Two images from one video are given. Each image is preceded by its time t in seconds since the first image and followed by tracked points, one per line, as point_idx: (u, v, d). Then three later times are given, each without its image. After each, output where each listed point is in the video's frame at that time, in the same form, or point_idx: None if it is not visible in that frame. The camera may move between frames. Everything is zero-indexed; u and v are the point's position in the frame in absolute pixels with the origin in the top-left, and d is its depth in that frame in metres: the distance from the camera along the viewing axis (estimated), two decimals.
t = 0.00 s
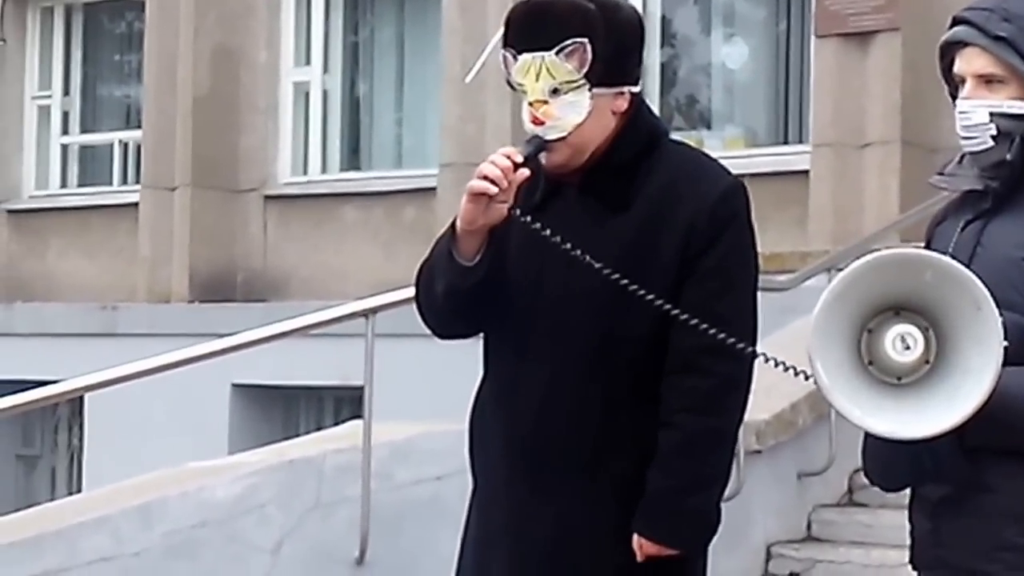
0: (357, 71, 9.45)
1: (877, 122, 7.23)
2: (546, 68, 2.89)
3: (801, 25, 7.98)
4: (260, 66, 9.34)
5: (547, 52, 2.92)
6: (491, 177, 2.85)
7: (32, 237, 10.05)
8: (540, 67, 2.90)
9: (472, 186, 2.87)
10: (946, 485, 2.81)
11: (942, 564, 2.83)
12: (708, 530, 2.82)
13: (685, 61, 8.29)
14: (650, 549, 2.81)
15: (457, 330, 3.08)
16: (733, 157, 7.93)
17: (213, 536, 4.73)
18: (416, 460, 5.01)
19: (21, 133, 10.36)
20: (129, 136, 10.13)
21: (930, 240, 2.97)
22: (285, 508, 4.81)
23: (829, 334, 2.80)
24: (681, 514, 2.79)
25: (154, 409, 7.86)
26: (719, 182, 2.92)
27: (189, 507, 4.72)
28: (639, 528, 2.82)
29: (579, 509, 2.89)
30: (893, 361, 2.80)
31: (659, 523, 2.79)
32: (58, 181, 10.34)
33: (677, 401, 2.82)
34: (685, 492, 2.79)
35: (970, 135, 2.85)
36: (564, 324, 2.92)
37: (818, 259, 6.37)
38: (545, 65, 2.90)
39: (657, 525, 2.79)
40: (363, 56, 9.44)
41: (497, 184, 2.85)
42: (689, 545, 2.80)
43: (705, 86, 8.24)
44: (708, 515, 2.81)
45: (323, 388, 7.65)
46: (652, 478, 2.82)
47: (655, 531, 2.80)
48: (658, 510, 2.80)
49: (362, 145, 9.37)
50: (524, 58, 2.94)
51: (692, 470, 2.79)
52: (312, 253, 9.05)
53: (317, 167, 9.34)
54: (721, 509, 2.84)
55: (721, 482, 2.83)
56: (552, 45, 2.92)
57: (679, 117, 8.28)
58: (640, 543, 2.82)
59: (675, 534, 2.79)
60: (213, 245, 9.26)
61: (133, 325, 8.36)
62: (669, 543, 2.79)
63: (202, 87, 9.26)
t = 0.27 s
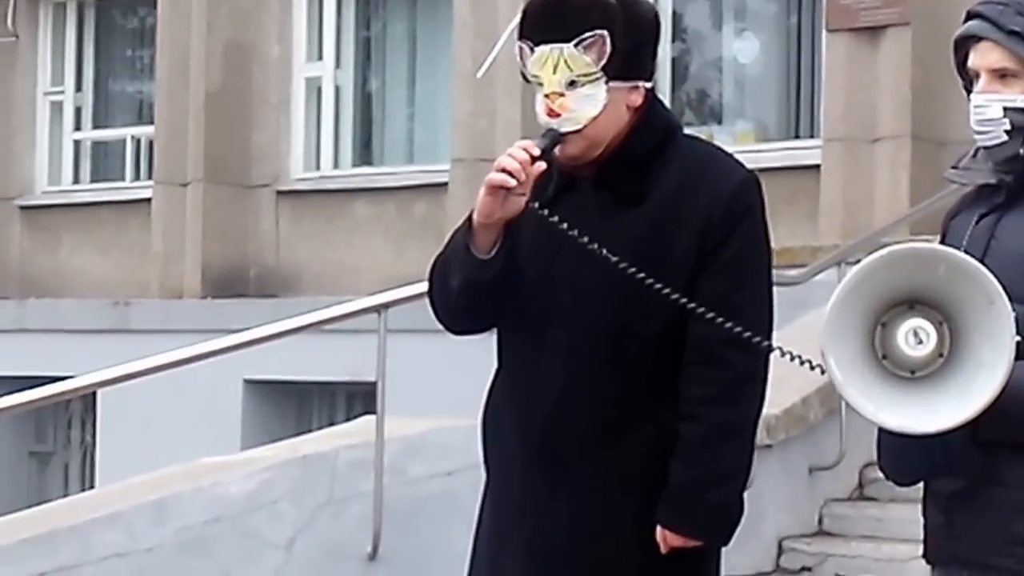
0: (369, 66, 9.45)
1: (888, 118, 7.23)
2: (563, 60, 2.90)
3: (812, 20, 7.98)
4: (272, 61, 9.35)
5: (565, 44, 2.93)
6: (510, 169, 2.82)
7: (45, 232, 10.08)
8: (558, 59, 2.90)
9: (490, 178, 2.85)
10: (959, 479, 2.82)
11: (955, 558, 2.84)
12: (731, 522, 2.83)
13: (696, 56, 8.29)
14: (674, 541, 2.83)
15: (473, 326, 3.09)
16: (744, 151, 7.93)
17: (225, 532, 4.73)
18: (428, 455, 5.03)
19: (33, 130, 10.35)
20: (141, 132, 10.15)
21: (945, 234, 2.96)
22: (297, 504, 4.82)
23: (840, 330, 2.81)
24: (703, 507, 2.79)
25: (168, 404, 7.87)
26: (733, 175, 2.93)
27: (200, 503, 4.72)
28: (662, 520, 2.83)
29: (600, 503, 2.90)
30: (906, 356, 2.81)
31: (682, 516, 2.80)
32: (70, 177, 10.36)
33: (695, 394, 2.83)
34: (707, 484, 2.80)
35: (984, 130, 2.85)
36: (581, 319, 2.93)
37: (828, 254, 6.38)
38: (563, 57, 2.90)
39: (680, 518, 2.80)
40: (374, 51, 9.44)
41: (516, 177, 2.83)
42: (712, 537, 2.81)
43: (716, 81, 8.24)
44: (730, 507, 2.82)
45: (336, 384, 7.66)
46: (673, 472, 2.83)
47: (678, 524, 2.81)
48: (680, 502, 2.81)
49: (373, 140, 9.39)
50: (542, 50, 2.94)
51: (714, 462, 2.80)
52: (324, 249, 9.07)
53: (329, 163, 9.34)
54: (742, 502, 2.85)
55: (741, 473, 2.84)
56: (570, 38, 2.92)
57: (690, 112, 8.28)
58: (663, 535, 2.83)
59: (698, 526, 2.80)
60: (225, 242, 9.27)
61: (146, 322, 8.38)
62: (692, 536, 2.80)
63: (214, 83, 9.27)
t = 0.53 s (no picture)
0: (374, 62, 9.45)
1: (894, 112, 7.23)
2: (572, 51, 2.90)
3: (817, 15, 7.97)
4: (278, 57, 9.35)
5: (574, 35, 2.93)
6: (515, 161, 2.85)
7: (50, 228, 10.09)
8: (566, 51, 2.91)
9: (496, 170, 2.87)
10: (963, 472, 2.82)
11: (959, 552, 2.84)
12: (739, 515, 2.82)
13: (702, 51, 8.29)
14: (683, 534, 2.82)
15: (477, 319, 3.09)
16: (750, 146, 7.93)
17: (230, 528, 4.74)
18: (433, 450, 5.03)
19: (39, 127, 10.36)
20: (146, 127, 10.16)
21: (952, 228, 2.95)
22: (302, 500, 4.83)
23: (844, 323, 2.82)
24: (711, 499, 2.79)
25: (174, 400, 7.89)
26: (738, 169, 2.93)
27: (205, 499, 4.73)
28: (670, 514, 2.82)
29: (606, 496, 2.90)
30: (911, 348, 2.81)
31: (689, 509, 2.79)
32: (75, 173, 10.37)
33: (703, 386, 2.83)
34: (715, 477, 2.80)
35: (990, 124, 2.85)
36: (588, 311, 2.92)
37: (834, 249, 6.38)
38: (572, 48, 2.90)
39: (688, 511, 2.80)
40: (379, 46, 9.43)
41: (520, 169, 2.85)
42: (721, 530, 2.80)
43: (722, 77, 8.24)
44: (738, 500, 2.81)
45: (341, 380, 7.66)
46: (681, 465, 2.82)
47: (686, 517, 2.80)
48: (687, 495, 2.80)
49: (378, 135, 9.39)
50: (550, 41, 2.94)
51: (721, 455, 2.79)
52: (330, 244, 9.08)
53: (334, 158, 9.35)
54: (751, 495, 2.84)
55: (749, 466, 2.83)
56: (579, 29, 2.93)
57: (695, 108, 8.27)
58: (672, 529, 2.82)
59: (707, 519, 2.79)
60: (233, 239, 9.26)
61: (151, 317, 8.39)
62: (699, 528, 2.79)
63: (219, 78, 9.25)
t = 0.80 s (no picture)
0: (374, 58, 9.44)
1: (894, 108, 7.23)
2: (580, 36, 2.89)
3: (817, 10, 7.96)
4: (277, 53, 9.34)
5: (583, 21, 2.92)
6: (519, 151, 2.82)
7: (50, 225, 10.09)
8: (575, 35, 2.90)
9: (500, 159, 2.84)
10: (961, 465, 2.81)
11: (956, 545, 2.84)
12: (739, 508, 2.81)
13: (701, 47, 8.28)
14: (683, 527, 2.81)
15: (473, 309, 3.07)
16: (749, 141, 7.93)
17: (230, 522, 4.74)
18: (434, 446, 5.03)
19: (39, 124, 10.36)
20: (146, 123, 10.15)
21: (952, 222, 2.95)
22: (302, 495, 4.83)
23: (843, 315, 2.82)
24: (713, 491, 2.78)
25: (175, 396, 7.89)
26: (739, 163, 2.91)
27: (205, 494, 4.73)
28: (670, 506, 2.81)
29: (605, 487, 2.89)
30: (908, 341, 2.81)
31: (690, 501, 2.78)
32: (75, 170, 10.36)
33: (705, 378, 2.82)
34: (716, 469, 2.79)
35: (990, 117, 2.84)
36: (587, 303, 2.90)
37: (834, 243, 6.37)
38: (581, 32, 2.89)
39: (688, 504, 2.79)
40: (379, 42, 9.42)
41: (525, 158, 2.82)
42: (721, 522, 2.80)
43: (721, 72, 8.23)
44: (739, 492, 2.81)
45: (341, 375, 7.66)
46: (682, 457, 2.82)
47: (685, 509, 2.80)
48: (689, 488, 2.79)
49: (378, 131, 9.39)
50: (559, 24, 2.93)
51: (722, 447, 2.79)
52: (330, 240, 9.07)
53: (334, 154, 9.36)
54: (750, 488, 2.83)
55: (749, 458, 2.83)
56: (589, 14, 2.92)
57: (695, 103, 8.26)
58: (672, 521, 2.82)
59: (707, 511, 2.78)
60: (232, 233, 9.26)
61: (152, 312, 8.38)
62: (699, 521, 2.79)
63: (219, 74, 9.25)
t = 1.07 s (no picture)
0: (371, 54, 9.46)
1: (892, 105, 7.23)
2: (576, 41, 2.85)
3: (815, 7, 7.95)
4: (274, 51, 9.33)
5: (577, 25, 2.88)
6: (516, 154, 2.75)
7: (47, 222, 10.08)
8: (569, 39, 2.85)
9: (498, 163, 2.77)
10: (957, 462, 2.81)
11: (950, 542, 2.83)
12: (739, 507, 2.79)
13: (698, 44, 8.28)
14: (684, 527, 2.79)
15: (468, 308, 3.03)
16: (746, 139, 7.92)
17: (227, 520, 4.73)
18: (430, 443, 5.03)
19: (36, 122, 10.36)
20: (143, 121, 10.15)
21: (948, 218, 2.94)
22: (298, 492, 4.83)
23: (842, 311, 2.79)
24: (713, 491, 2.76)
25: (172, 393, 7.87)
26: (736, 161, 2.88)
27: (202, 491, 4.72)
28: (670, 505, 2.79)
29: (604, 488, 2.86)
30: (904, 336, 2.80)
31: (692, 501, 2.76)
32: (72, 167, 10.35)
33: (705, 377, 2.79)
34: (717, 469, 2.77)
35: (987, 114, 2.83)
36: (585, 301, 2.87)
37: (831, 240, 6.37)
38: (576, 37, 2.85)
39: (688, 504, 2.77)
40: (376, 39, 9.44)
41: (523, 160, 2.75)
42: (722, 521, 2.77)
43: (719, 69, 8.23)
44: (739, 490, 2.78)
45: (339, 373, 7.65)
46: (682, 456, 2.79)
47: (686, 509, 2.77)
48: (690, 487, 2.77)
49: (376, 129, 9.39)
50: (553, 29, 2.88)
51: (723, 446, 2.76)
52: (327, 238, 9.06)
53: (331, 152, 9.34)
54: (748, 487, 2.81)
55: (748, 457, 2.80)
56: (583, 19, 2.88)
57: (693, 100, 8.26)
58: (671, 521, 2.79)
59: (708, 511, 2.76)
60: (228, 231, 9.26)
61: (150, 310, 8.38)
62: (700, 520, 2.76)
63: (216, 71, 9.24)
